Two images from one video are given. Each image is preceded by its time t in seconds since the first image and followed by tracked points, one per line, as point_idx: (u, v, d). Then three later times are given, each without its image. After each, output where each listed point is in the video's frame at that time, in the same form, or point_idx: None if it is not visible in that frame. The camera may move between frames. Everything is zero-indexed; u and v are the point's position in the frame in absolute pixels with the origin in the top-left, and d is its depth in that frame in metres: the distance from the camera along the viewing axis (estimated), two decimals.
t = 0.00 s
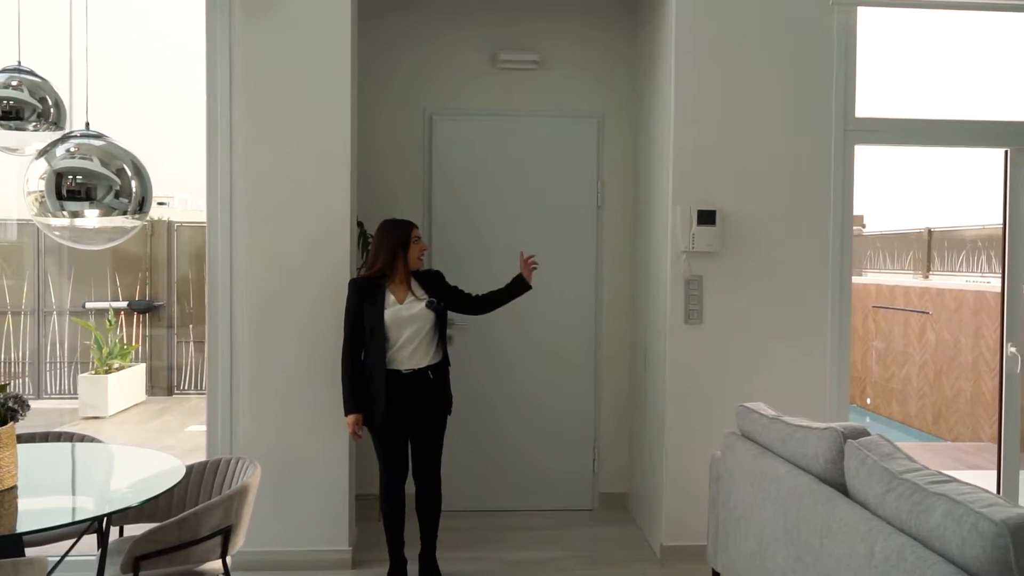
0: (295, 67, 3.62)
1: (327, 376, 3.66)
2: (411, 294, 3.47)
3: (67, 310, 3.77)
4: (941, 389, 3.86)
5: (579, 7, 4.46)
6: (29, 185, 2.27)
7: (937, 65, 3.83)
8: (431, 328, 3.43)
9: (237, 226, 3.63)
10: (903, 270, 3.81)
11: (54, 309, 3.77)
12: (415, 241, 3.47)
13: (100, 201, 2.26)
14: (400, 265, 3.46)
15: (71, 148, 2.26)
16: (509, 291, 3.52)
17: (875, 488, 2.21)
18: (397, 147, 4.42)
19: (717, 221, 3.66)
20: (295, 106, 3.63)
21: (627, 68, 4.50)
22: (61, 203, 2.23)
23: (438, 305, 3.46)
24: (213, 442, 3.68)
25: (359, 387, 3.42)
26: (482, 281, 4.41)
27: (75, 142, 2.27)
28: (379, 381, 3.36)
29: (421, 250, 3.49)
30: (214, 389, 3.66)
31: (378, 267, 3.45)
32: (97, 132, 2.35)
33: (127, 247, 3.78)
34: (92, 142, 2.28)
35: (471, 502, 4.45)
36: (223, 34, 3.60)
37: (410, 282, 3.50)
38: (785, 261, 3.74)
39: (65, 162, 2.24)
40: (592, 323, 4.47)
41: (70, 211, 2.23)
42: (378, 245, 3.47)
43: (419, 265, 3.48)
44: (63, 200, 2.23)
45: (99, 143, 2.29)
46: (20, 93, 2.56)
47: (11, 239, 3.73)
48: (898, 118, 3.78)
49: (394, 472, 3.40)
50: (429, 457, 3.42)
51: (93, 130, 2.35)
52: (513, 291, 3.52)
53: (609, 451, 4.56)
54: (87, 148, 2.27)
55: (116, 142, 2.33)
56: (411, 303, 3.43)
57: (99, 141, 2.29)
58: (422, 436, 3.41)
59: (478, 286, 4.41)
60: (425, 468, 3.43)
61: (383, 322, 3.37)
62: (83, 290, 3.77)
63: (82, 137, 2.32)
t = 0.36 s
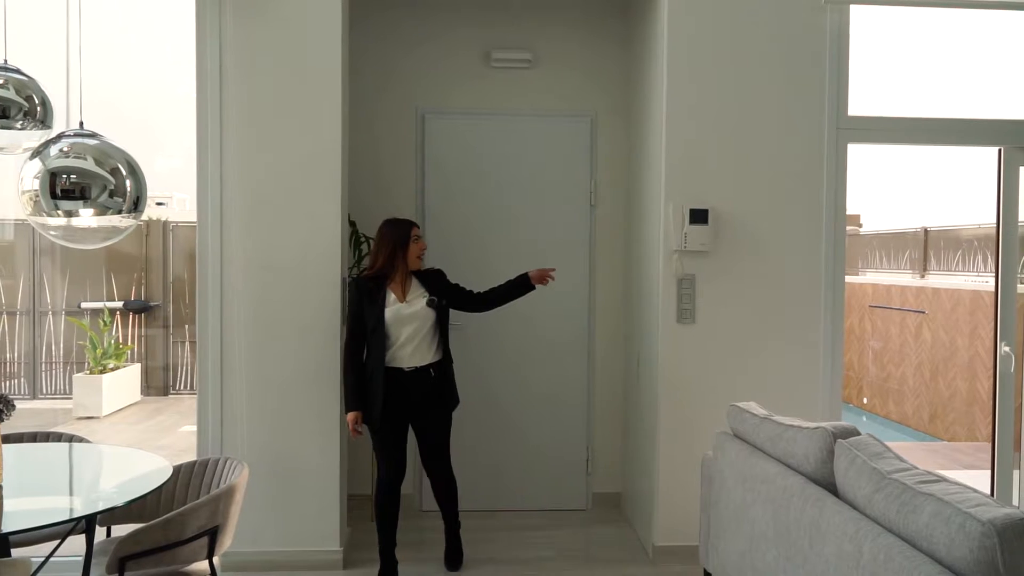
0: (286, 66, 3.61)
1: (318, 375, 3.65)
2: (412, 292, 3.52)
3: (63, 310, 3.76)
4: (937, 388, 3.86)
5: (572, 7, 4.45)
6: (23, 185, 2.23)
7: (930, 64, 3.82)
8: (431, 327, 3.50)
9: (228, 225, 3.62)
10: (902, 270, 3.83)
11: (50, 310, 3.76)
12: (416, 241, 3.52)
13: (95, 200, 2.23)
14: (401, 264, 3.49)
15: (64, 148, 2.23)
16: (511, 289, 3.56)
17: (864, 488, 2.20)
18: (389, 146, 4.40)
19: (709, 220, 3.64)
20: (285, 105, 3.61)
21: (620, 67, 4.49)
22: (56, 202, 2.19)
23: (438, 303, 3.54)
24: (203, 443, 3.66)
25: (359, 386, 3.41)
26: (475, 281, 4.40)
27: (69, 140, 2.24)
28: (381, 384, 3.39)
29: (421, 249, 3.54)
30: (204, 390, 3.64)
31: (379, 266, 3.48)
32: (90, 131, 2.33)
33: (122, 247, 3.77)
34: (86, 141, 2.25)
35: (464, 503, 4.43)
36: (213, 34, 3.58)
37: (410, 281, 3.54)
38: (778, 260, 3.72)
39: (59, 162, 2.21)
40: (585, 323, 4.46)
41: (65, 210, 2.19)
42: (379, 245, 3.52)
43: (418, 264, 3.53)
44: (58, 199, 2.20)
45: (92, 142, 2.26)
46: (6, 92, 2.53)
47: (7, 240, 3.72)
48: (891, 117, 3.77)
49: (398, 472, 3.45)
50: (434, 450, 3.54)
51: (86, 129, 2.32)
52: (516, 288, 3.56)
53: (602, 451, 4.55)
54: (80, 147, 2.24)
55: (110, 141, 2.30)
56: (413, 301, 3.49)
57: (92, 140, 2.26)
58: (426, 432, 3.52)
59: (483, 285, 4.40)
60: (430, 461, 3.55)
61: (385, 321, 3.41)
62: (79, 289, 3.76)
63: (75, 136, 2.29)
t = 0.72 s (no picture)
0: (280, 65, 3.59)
1: (313, 375, 3.63)
2: (431, 294, 3.57)
3: (61, 311, 3.75)
4: (935, 387, 3.85)
5: (568, 7, 4.44)
6: (19, 185, 2.17)
7: (927, 63, 3.81)
8: (450, 327, 3.56)
9: (221, 224, 3.61)
10: (901, 270, 3.80)
11: (47, 310, 3.75)
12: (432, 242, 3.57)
13: (91, 199, 2.16)
14: (418, 265, 3.55)
15: (60, 147, 2.17)
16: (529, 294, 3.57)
17: (857, 488, 2.18)
18: (385, 145, 4.38)
19: (704, 219, 3.63)
20: (279, 104, 3.60)
21: (615, 67, 4.47)
22: (51, 201, 2.13)
23: (457, 304, 3.60)
24: (196, 443, 3.65)
25: (379, 385, 3.49)
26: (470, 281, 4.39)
27: (64, 140, 2.18)
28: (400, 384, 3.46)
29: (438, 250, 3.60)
30: (197, 389, 3.63)
31: (397, 267, 3.55)
32: (86, 130, 2.27)
33: (120, 247, 3.75)
34: (82, 140, 2.19)
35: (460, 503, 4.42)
36: (206, 33, 3.57)
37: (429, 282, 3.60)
38: (774, 260, 3.71)
39: (54, 161, 2.15)
40: (581, 322, 4.45)
41: (60, 209, 2.13)
42: (397, 246, 3.58)
43: (436, 265, 3.58)
44: (53, 198, 2.13)
45: (89, 141, 2.20)
46: None
47: (4, 240, 3.71)
48: (886, 116, 3.76)
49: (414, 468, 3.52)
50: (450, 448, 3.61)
51: (82, 129, 2.26)
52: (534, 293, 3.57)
53: (598, 451, 4.54)
54: (76, 146, 2.18)
55: (106, 140, 2.24)
56: (431, 302, 3.54)
57: (87, 139, 2.20)
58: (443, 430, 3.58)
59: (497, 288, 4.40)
60: (447, 459, 3.61)
61: (403, 322, 3.48)
62: (76, 289, 3.75)
63: (71, 135, 2.23)
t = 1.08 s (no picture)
0: (272, 64, 3.58)
1: (306, 375, 3.62)
2: (442, 291, 3.88)
3: (57, 310, 3.74)
4: (932, 387, 3.85)
5: (563, 7, 4.42)
6: (10, 184, 2.16)
7: (921, 62, 3.80)
8: (459, 323, 3.85)
9: (213, 223, 3.60)
10: (898, 270, 3.80)
11: (43, 310, 3.73)
12: (439, 240, 3.87)
13: (83, 199, 2.15)
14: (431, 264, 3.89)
15: (51, 145, 2.16)
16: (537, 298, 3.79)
17: (848, 488, 2.18)
18: (379, 144, 4.37)
19: (698, 219, 3.62)
20: (272, 103, 3.59)
21: (610, 65, 4.46)
22: (42, 200, 2.12)
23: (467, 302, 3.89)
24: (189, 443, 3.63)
25: (391, 375, 3.82)
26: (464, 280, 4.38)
27: (56, 138, 2.16)
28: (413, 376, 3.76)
29: (441, 247, 3.91)
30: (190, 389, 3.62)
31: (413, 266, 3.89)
32: (78, 128, 2.25)
33: (116, 247, 3.74)
34: (74, 139, 2.17)
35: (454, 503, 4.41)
36: (198, 32, 3.56)
37: (442, 281, 3.92)
38: (769, 259, 3.70)
39: (45, 160, 2.14)
40: (576, 322, 4.44)
41: (51, 209, 2.12)
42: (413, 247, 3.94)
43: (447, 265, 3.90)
44: (44, 198, 2.12)
45: (80, 140, 2.19)
46: None
47: None
48: (881, 115, 3.75)
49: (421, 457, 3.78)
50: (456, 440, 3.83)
51: (75, 127, 2.24)
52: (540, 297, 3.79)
53: (593, 451, 4.52)
54: (68, 145, 2.16)
55: (98, 138, 2.23)
56: (442, 299, 3.85)
57: (80, 138, 2.18)
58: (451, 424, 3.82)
59: (501, 291, 4.41)
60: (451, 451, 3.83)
61: (416, 316, 3.79)
62: (72, 288, 3.74)
63: (63, 134, 2.21)
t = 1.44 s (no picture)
0: (265, 65, 3.57)
1: (298, 376, 3.61)
2: (441, 291, 3.91)
3: (52, 310, 3.73)
4: (929, 388, 3.88)
5: (557, 7, 4.42)
6: None
7: (916, 62, 3.80)
8: (457, 324, 3.87)
9: (205, 223, 3.58)
10: (895, 270, 3.82)
11: (39, 310, 3.72)
12: (438, 240, 3.89)
13: (70, 199, 2.13)
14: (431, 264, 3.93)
15: (38, 145, 2.15)
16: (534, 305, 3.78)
17: (839, 490, 2.17)
18: (373, 144, 4.36)
19: (692, 219, 3.61)
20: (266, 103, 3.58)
21: (605, 65, 4.45)
22: (29, 201, 2.10)
23: (465, 303, 3.89)
24: (182, 444, 3.62)
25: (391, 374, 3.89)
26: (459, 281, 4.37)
27: (44, 138, 2.15)
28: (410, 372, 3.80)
29: (440, 247, 3.91)
30: (183, 390, 3.61)
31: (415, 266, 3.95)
32: (65, 129, 2.24)
33: (113, 247, 3.73)
34: (61, 139, 2.16)
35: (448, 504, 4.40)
36: (190, 32, 3.55)
37: (443, 281, 3.95)
38: (763, 259, 3.69)
39: (32, 160, 2.12)
40: (570, 323, 4.44)
41: (38, 209, 2.10)
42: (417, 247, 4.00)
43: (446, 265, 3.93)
44: (31, 198, 2.10)
45: (68, 140, 2.18)
46: None
47: None
48: (876, 115, 3.74)
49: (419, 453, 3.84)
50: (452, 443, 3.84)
51: (62, 127, 2.24)
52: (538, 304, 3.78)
53: (587, 452, 4.52)
54: (55, 145, 2.15)
55: (86, 139, 2.22)
56: (438, 299, 3.87)
57: (66, 138, 2.18)
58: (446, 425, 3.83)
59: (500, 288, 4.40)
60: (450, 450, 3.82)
61: (412, 315, 3.85)
62: (69, 288, 3.73)
63: (50, 134, 2.20)
